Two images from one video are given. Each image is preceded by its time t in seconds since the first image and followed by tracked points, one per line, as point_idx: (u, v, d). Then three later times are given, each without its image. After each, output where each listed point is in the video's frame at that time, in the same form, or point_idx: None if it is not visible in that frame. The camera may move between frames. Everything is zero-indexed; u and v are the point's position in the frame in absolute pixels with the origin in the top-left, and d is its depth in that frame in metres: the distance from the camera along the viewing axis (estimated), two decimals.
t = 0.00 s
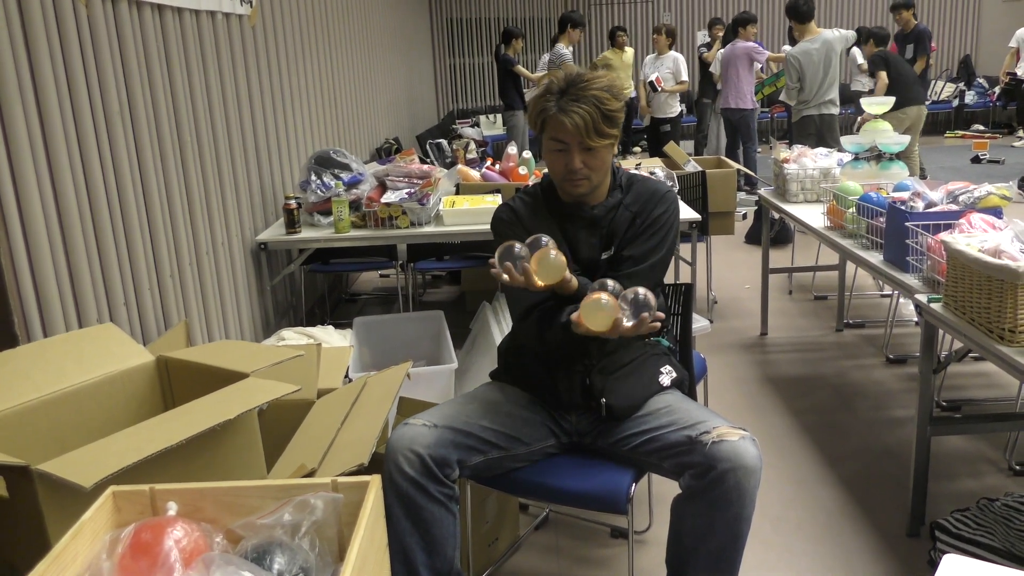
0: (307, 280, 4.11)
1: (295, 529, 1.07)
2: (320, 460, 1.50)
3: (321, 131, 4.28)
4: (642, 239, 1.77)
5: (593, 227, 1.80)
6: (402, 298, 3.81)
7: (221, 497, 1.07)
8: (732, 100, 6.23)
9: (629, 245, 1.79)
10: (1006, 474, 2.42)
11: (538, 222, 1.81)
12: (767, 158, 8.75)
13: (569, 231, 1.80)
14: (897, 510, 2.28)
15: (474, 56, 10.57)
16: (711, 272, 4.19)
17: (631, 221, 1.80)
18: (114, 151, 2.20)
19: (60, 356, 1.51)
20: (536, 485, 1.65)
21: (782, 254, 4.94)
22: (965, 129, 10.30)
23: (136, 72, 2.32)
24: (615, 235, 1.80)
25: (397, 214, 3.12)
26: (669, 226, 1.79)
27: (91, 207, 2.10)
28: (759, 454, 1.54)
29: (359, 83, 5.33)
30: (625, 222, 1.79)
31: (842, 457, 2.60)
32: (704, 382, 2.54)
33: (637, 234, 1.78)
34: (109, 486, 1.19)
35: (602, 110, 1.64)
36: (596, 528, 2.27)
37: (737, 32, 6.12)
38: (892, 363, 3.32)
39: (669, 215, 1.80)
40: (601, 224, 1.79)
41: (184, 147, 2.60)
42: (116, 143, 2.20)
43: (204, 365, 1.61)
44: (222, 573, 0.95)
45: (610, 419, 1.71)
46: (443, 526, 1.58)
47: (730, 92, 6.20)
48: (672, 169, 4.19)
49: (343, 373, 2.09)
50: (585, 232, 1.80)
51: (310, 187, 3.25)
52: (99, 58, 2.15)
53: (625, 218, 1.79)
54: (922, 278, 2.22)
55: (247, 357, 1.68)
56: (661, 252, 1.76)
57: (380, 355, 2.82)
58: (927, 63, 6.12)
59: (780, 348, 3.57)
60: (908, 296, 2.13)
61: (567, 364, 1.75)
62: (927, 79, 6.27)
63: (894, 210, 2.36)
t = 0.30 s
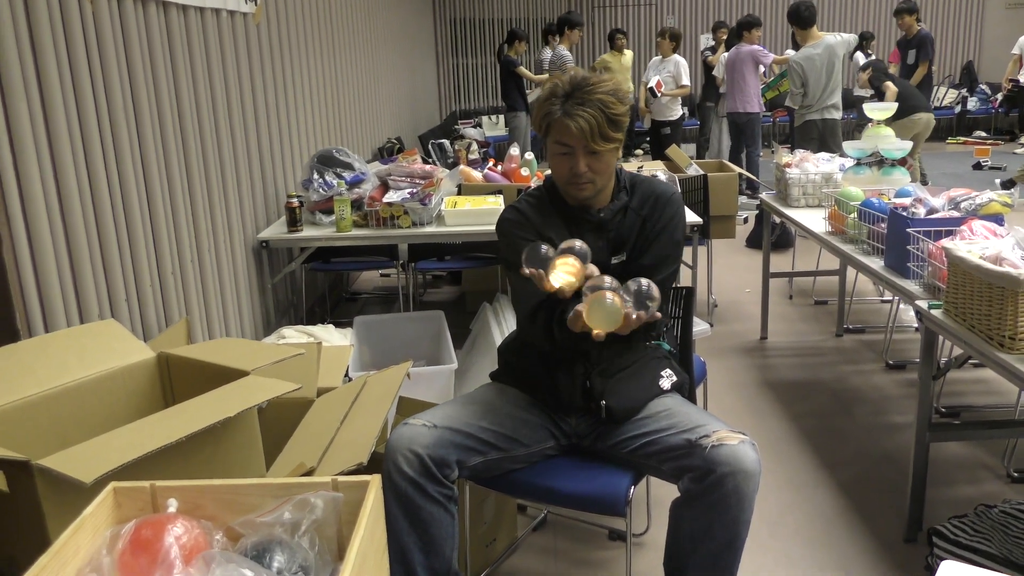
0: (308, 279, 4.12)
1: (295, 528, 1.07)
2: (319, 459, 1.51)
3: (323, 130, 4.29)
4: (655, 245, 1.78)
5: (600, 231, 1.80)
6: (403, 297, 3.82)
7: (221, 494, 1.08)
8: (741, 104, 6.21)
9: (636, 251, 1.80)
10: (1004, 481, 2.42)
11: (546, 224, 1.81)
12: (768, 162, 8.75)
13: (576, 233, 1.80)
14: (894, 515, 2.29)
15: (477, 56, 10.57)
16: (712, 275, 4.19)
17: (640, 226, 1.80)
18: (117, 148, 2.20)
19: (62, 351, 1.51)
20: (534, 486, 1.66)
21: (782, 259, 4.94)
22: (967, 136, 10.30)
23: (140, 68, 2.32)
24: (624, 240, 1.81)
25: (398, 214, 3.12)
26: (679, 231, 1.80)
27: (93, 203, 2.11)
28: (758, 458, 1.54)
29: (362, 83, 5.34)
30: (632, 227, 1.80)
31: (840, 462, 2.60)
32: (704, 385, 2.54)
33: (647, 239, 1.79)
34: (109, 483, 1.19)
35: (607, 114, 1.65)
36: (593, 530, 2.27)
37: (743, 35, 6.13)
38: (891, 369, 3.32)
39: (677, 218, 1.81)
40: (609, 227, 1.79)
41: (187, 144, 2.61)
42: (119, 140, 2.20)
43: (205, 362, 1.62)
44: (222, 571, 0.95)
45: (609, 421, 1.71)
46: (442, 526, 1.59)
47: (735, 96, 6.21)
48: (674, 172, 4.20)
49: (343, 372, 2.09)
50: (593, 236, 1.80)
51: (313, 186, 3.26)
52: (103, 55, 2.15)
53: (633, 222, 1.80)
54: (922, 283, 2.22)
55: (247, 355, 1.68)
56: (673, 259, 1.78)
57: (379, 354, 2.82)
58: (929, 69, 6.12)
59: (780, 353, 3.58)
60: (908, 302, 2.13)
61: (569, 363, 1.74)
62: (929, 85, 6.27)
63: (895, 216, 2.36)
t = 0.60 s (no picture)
0: (308, 276, 4.12)
1: (289, 525, 1.07)
2: (315, 456, 1.51)
3: (326, 127, 4.29)
4: (660, 252, 1.79)
5: (605, 237, 1.80)
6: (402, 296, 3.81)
7: (216, 490, 1.08)
8: (745, 111, 6.22)
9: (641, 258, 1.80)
10: (999, 493, 2.43)
11: (548, 227, 1.81)
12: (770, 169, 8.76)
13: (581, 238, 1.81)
14: (888, 525, 2.29)
15: (481, 57, 10.58)
16: (711, 281, 4.19)
17: (647, 234, 1.80)
18: (121, 141, 2.20)
19: (60, 343, 1.51)
20: (529, 489, 1.66)
21: (782, 266, 4.95)
22: (969, 148, 10.31)
23: (144, 62, 2.32)
24: (629, 245, 1.80)
25: (399, 214, 3.11)
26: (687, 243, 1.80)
27: (94, 195, 2.11)
28: (753, 465, 1.54)
29: (366, 81, 5.34)
30: (637, 233, 1.80)
31: (836, 470, 2.60)
32: (701, 390, 2.54)
33: (653, 247, 1.79)
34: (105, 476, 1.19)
35: (612, 118, 1.64)
36: (587, 533, 2.27)
37: (749, 42, 6.15)
38: (888, 379, 3.32)
39: (685, 229, 1.81)
40: (614, 233, 1.80)
41: (189, 139, 2.61)
42: (122, 132, 2.20)
43: (203, 357, 1.62)
44: (216, 567, 0.95)
45: (605, 426, 1.71)
46: (436, 527, 1.58)
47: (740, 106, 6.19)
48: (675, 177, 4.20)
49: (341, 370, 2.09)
50: (598, 241, 1.80)
51: (315, 183, 3.26)
52: (108, 48, 2.15)
53: (637, 228, 1.80)
54: (921, 294, 2.22)
55: (246, 351, 1.68)
56: (683, 269, 1.78)
57: (377, 353, 2.82)
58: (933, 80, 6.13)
59: (778, 360, 3.58)
60: (907, 313, 2.13)
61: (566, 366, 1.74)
62: (933, 96, 6.28)
63: (896, 226, 2.37)
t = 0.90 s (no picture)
0: (307, 275, 4.12)
1: (286, 524, 1.07)
2: (313, 456, 1.51)
3: (327, 127, 4.29)
4: (653, 255, 1.79)
5: (597, 238, 1.80)
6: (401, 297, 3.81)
7: (213, 488, 1.08)
8: (746, 115, 6.21)
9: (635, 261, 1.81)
10: (996, 498, 2.43)
11: (542, 229, 1.81)
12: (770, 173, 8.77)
13: (573, 240, 1.81)
14: (885, 530, 2.29)
15: (483, 58, 10.59)
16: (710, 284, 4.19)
17: (639, 237, 1.81)
18: (121, 138, 2.20)
19: (59, 341, 1.51)
20: (526, 490, 1.66)
21: (781, 270, 4.95)
22: (969, 153, 10.31)
23: (145, 60, 2.32)
24: (623, 248, 1.81)
25: (399, 214, 3.11)
26: (678, 246, 1.81)
27: (94, 193, 2.11)
28: (750, 468, 1.54)
29: (367, 81, 5.34)
30: (631, 236, 1.80)
31: (833, 474, 2.61)
32: (699, 393, 2.55)
33: (644, 250, 1.80)
34: (103, 474, 1.19)
35: (604, 119, 1.64)
36: (584, 535, 2.27)
37: (750, 46, 6.13)
38: (887, 384, 3.33)
39: (677, 233, 1.81)
40: (606, 235, 1.80)
41: (189, 137, 2.61)
42: (122, 130, 2.20)
43: (202, 356, 1.62)
44: (213, 566, 0.95)
45: (603, 428, 1.71)
46: (433, 527, 1.58)
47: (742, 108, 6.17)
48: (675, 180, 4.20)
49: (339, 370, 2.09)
50: (590, 243, 1.80)
51: (315, 183, 3.26)
52: (109, 47, 2.15)
53: (631, 231, 1.80)
54: (920, 299, 2.23)
55: (245, 351, 1.68)
56: (674, 272, 1.78)
57: (376, 353, 2.82)
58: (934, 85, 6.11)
59: (776, 364, 3.58)
60: (905, 317, 2.14)
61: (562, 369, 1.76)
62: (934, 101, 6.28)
63: (895, 230, 2.37)
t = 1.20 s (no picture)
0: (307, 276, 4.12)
1: (285, 524, 1.07)
2: (311, 457, 1.51)
3: (326, 128, 4.29)
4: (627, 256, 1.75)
5: (578, 240, 1.80)
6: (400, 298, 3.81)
7: (211, 488, 1.08)
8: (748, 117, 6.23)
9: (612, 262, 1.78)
10: (995, 501, 2.43)
11: (528, 229, 1.82)
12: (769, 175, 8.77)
13: (556, 240, 1.82)
14: (884, 532, 2.29)
15: (482, 60, 10.59)
16: (709, 285, 4.20)
17: (616, 238, 1.78)
18: (120, 138, 2.20)
19: (57, 340, 1.51)
20: (524, 492, 1.66)
21: (780, 272, 4.95)
22: (969, 156, 10.32)
23: (145, 59, 2.32)
24: (603, 249, 1.79)
25: (398, 215, 3.11)
26: (654, 248, 1.76)
27: (94, 193, 2.10)
28: (748, 470, 1.54)
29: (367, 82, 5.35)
30: (610, 237, 1.78)
31: (832, 476, 2.61)
32: (698, 394, 2.55)
33: (620, 252, 1.77)
34: (101, 474, 1.19)
35: (587, 117, 1.64)
36: (582, 536, 2.27)
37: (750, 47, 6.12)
38: (885, 386, 3.33)
39: (653, 234, 1.77)
40: (589, 237, 1.79)
41: (189, 138, 2.61)
42: (123, 130, 2.20)
43: (201, 356, 1.61)
44: (211, 566, 0.95)
45: (600, 429, 1.71)
46: (432, 528, 1.58)
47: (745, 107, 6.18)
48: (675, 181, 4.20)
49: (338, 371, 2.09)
50: (571, 244, 1.80)
51: (314, 184, 3.26)
52: (109, 47, 2.15)
53: (611, 233, 1.78)
54: (919, 301, 2.23)
55: (244, 351, 1.68)
56: (645, 271, 1.73)
57: (374, 354, 2.82)
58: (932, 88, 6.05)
59: (775, 366, 3.58)
60: (904, 319, 2.14)
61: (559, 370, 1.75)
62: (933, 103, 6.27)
63: (895, 233, 2.37)
